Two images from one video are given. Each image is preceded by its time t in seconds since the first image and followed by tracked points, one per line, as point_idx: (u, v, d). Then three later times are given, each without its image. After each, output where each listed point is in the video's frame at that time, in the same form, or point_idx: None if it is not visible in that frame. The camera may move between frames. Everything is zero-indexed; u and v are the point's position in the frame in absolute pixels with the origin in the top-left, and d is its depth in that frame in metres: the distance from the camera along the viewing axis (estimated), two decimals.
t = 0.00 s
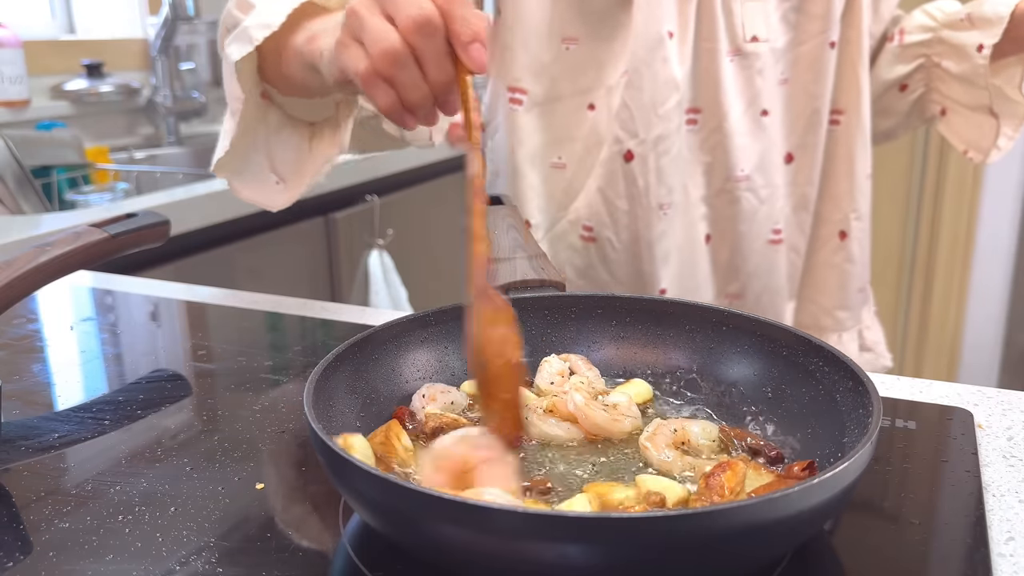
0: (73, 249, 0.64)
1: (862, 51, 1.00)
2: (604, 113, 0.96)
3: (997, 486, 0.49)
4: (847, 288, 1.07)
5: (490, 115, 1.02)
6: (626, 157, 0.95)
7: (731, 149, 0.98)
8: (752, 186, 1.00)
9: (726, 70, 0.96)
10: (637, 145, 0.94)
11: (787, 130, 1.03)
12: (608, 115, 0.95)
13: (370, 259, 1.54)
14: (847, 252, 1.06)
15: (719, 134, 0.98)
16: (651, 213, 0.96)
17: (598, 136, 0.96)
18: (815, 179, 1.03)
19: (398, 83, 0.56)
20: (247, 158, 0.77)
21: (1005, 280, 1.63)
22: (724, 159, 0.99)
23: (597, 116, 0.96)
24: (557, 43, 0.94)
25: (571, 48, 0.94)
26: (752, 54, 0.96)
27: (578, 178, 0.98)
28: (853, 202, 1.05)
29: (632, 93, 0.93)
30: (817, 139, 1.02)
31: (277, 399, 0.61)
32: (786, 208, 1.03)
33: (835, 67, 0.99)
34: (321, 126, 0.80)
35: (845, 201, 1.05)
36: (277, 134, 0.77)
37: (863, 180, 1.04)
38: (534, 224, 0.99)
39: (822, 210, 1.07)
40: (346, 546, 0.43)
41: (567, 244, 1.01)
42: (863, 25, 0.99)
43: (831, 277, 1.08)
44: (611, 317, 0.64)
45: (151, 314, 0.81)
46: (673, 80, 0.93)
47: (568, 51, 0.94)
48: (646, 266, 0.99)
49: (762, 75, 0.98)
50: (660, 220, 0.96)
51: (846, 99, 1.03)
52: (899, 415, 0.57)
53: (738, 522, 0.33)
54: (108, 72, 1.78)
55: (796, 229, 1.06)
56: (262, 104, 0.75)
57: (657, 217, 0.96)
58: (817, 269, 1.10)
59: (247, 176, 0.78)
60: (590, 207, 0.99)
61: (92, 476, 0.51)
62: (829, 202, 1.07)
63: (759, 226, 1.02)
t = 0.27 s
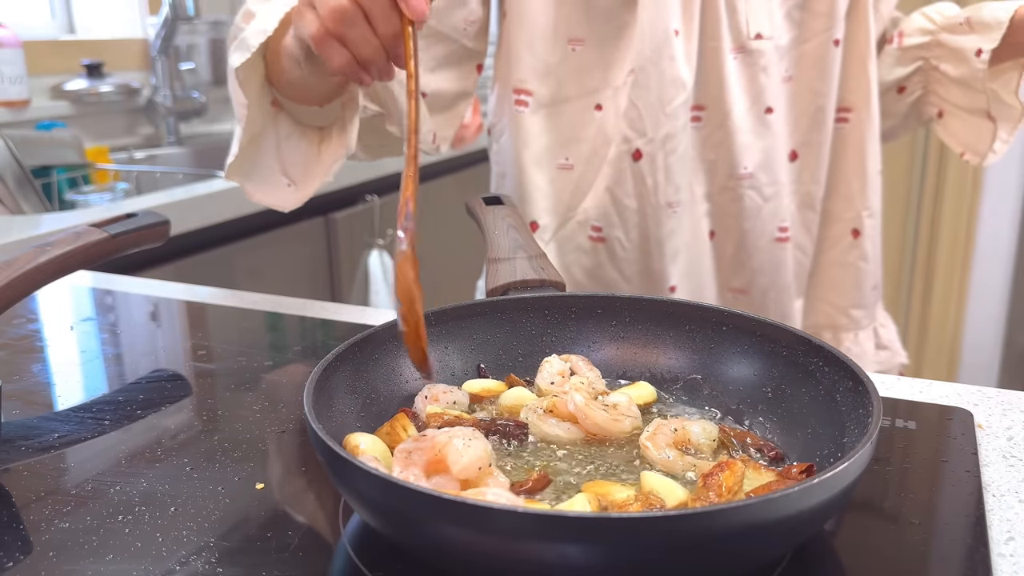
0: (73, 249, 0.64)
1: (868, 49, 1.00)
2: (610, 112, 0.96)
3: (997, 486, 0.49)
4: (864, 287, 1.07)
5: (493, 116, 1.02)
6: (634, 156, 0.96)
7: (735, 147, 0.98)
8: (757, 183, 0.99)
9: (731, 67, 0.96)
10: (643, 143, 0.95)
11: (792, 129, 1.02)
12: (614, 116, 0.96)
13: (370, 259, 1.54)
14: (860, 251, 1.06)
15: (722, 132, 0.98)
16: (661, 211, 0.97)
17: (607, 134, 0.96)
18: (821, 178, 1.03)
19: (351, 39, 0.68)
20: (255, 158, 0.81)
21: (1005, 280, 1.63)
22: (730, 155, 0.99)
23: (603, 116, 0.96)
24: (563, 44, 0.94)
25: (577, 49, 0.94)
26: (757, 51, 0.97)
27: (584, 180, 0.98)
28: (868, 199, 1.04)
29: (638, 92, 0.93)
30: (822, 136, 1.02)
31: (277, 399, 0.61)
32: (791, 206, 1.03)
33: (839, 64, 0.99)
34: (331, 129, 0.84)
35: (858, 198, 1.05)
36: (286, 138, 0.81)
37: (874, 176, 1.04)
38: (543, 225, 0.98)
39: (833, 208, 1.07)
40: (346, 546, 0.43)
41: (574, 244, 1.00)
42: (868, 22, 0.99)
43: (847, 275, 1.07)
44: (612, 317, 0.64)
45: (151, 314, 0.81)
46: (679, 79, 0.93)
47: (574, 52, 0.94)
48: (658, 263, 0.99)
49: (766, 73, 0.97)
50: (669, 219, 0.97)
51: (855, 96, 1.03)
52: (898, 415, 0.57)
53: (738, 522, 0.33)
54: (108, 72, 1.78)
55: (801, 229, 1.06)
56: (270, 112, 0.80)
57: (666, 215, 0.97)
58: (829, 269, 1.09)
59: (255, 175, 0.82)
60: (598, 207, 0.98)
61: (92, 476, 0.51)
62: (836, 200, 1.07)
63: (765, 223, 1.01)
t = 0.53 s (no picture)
0: (73, 249, 0.64)
1: (868, 48, 1.00)
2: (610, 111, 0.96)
3: (997, 486, 0.49)
4: (852, 287, 1.07)
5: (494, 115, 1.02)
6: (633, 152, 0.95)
7: (734, 145, 0.98)
8: (753, 181, 1.00)
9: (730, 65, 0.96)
10: (642, 139, 0.94)
11: (789, 126, 1.02)
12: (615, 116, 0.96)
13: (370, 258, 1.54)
14: (851, 250, 1.06)
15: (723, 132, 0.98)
16: (659, 207, 0.96)
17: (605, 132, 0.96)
18: (817, 176, 1.03)
19: (316, 117, 0.70)
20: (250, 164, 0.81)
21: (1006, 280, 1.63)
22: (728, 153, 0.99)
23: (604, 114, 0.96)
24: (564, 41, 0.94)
25: (578, 46, 0.94)
26: (757, 49, 0.96)
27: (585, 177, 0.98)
28: (860, 199, 1.04)
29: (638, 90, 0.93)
30: (820, 135, 1.02)
31: (277, 399, 0.61)
32: (787, 204, 1.04)
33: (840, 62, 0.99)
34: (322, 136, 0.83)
35: (851, 197, 1.05)
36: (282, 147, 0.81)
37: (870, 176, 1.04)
38: (540, 222, 0.98)
39: (826, 206, 1.07)
40: (346, 546, 0.43)
41: (573, 244, 1.00)
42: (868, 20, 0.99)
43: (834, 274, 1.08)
44: (612, 318, 0.64)
45: (151, 314, 0.81)
46: (681, 75, 0.93)
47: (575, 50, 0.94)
48: (655, 262, 0.99)
49: (766, 71, 0.97)
50: (667, 215, 0.97)
51: (853, 95, 1.02)
52: (899, 415, 0.57)
53: (738, 522, 0.34)
54: (108, 72, 1.78)
55: (795, 225, 1.06)
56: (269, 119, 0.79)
57: (664, 212, 0.96)
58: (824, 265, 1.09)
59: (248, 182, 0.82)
60: (597, 206, 0.98)
61: (92, 476, 0.51)
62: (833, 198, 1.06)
63: (760, 220, 1.01)
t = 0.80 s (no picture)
0: (73, 249, 0.64)
1: (866, 48, 0.99)
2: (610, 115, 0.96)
3: (997, 486, 0.49)
4: (846, 287, 1.07)
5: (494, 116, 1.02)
6: (632, 154, 0.95)
7: (729, 146, 0.98)
8: (748, 182, 1.00)
9: (726, 67, 0.96)
10: (642, 142, 0.94)
11: (786, 126, 1.03)
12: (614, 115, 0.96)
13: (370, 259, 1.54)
14: (843, 251, 1.06)
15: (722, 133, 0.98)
16: (658, 209, 0.96)
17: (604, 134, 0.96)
18: (811, 176, 1.03)
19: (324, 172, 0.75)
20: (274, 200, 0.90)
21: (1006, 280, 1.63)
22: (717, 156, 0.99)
23: (603, 117, 0.96)
24: (563, 46, 0.95)
25: (576, 51, 0.95)
26: (753, 51, 0.96)
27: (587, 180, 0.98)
28: (852, 200, 1.04)
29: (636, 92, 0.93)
30: (815, 134, 1.02)
31: (278, 399, 0.61)
32: (781, 204, 1.04)
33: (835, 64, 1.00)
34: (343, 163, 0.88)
35: (846, 199, 1.05)
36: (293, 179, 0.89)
37: (863, 179, 1.03)
38: (540, 225, 0.99)
39: (823, 207, 1.07)
40: (347, 546, 0.43)
41: (575, 246, 1.00)
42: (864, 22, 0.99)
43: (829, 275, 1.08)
44: (612, 318, 0.64)
45: (151, 314, 0.81)
46: (678, 76, 0.93)
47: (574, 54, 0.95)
48: (655, 264, 0.99)
49: (761, 73, 0.97)
50: (667, 217, 0.96)
51: (849, 96, 1.02)
52: (900, 415, 0.57)
53: (738, 521, 0.33)
54: (108, 72, 1.78)
55: (791, 224, 1.06)
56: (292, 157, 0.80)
57: (663, 214, 0.96)
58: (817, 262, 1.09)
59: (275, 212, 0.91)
60: (598, 208, 0.98)
61: (92, 476, 0.51)
62: (829, 199, 1.07)
63: (754, 221, 1.01)
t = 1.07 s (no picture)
0: (73, 249, 0.64)
1: (867, 50, 1.00)
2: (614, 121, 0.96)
3: (997, 486, 0.49)
4: (852, 287, 1.07)
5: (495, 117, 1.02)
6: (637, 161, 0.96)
7: (736, 151, 0.98)
8: (755, 185, 1.00)
9: (730, 71, 0.96)
10: (649, 148, 0.95)
11: (791, 130, 1.02)
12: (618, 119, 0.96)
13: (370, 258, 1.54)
14: (850, 251, 1.06)
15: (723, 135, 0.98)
16: (666, 215, 0.96)
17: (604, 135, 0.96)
18: (818, 178, 1.03)
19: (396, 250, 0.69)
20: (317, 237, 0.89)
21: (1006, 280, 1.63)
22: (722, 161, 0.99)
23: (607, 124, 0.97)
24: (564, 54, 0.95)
25: (579, 58, 0.95)
26: (757, 54, 0.96)
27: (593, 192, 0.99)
28: (858, 201, 1.04)
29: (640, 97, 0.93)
30: (821, 136, 1.02)
31: (278, 399, 0.61)
32: (788, 206, 1.04)
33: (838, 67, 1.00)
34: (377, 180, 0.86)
35: (851, 199, 1.05)
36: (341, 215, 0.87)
37: (869, 178, 1.03)
38: (549, 232, 1.00)
39: (828, 207, 1.07)
40: (346, 546, 0.43)
41: (584, 251, 1.01)
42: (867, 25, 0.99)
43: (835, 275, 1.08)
44: (612, 318, 0.64)
45: (151, 314, 0.81)
46: (681, 84, 0.92)
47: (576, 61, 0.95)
48: (663, 267, 0.99)
49: (765, 75, 0.97)
50: (674, 222, 0.97)
51: (853, 96, 1.03)
52: (899, 414, 0.57)
53: (738, 522, 0.34)
54: (108, 72, 1.78)
55: (798, 227, 1.06)
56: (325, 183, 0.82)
57: (670, 219, 0.97)
58: (825, 266, 1.09)
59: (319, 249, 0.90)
60: (605, 213, 0.99)
61: (92, 476, 0.51)
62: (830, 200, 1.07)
63: (763, 224, 1.01)
